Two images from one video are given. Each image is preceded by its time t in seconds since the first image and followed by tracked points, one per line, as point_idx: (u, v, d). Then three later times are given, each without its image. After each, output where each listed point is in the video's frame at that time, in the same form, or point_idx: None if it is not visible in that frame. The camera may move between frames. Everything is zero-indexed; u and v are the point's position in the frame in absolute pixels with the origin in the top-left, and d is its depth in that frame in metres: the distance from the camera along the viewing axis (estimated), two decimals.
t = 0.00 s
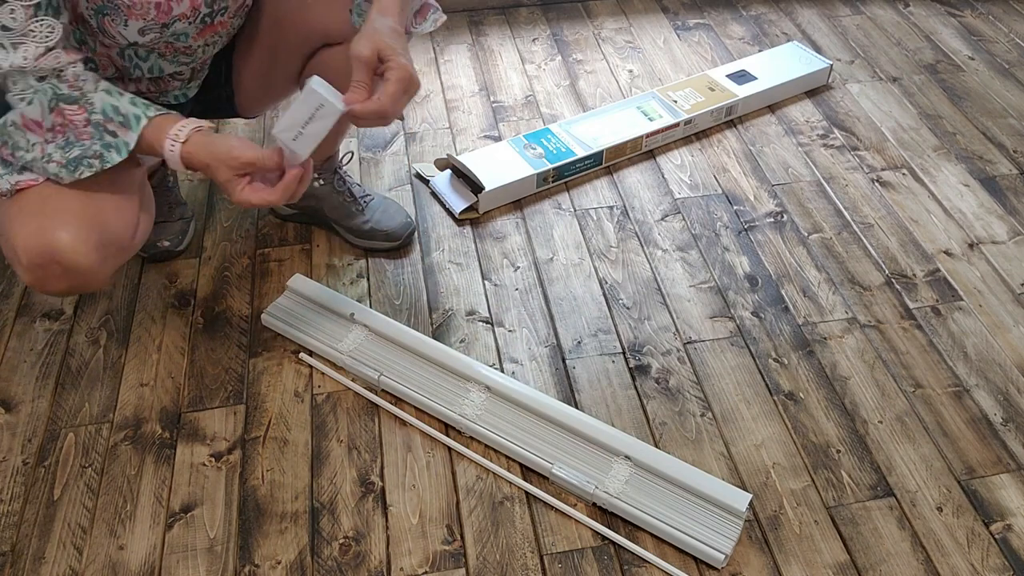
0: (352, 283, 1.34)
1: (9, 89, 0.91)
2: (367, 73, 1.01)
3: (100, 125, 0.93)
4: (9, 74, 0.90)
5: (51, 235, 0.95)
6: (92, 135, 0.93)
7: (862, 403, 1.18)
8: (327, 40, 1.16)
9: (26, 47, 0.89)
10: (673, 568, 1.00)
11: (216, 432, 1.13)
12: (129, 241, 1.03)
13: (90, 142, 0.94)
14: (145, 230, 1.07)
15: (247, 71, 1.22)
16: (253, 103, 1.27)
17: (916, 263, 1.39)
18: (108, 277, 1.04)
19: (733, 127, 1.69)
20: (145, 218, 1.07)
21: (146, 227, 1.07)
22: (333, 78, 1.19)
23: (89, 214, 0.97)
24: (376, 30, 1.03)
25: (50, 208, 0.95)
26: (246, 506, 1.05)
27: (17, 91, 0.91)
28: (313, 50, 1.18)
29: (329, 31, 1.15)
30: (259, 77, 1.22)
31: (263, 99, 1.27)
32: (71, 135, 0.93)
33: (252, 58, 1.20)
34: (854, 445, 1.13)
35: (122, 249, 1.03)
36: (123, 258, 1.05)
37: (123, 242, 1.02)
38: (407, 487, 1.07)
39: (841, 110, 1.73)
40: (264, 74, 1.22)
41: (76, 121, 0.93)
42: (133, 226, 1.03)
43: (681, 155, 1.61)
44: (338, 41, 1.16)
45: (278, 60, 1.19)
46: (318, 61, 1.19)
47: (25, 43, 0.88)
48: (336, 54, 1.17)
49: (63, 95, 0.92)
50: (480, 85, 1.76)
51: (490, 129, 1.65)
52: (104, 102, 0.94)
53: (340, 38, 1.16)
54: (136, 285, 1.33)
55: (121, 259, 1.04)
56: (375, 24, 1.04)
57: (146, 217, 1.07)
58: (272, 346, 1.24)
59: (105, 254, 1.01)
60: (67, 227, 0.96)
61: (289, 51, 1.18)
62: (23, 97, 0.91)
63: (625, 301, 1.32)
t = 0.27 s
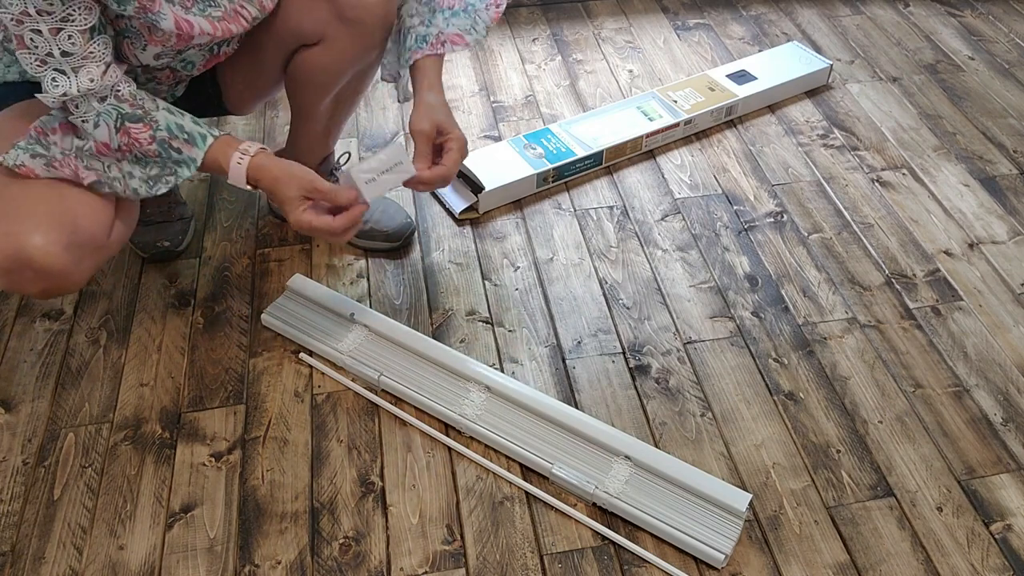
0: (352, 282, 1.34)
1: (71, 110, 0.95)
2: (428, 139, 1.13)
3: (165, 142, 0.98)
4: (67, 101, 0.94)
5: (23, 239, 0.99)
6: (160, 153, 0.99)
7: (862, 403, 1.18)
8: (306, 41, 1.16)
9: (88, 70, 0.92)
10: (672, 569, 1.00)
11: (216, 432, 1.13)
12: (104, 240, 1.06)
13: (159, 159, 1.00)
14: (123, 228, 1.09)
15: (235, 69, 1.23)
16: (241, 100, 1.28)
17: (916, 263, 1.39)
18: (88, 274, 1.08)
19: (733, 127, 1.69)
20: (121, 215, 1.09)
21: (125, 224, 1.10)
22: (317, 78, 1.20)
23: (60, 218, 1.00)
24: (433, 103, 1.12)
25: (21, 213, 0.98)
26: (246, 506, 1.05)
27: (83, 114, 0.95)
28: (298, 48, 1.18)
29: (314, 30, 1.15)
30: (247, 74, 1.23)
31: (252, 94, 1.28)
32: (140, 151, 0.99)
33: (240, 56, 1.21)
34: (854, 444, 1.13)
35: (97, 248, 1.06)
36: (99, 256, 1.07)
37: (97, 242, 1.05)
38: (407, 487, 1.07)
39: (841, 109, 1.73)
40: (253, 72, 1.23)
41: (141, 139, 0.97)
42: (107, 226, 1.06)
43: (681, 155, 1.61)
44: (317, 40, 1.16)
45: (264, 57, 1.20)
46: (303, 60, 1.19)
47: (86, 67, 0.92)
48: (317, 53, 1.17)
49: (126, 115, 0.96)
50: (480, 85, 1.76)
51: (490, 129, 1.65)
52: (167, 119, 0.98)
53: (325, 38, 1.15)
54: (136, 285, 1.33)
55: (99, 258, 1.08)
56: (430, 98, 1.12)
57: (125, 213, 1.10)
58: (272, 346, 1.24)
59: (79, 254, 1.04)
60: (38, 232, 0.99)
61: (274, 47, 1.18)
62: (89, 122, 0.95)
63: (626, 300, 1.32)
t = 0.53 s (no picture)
0: (352, 282, 1.34)
1: (145, 117, 1.00)
2: (425, 168, 1.17)
3: (233, 137, 1.05)
4: (143, 105, 0.99)
5: (7, 228, 0.98)
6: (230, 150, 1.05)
7: (862, 403, 1.18)
8: (303, 45, 1.19)
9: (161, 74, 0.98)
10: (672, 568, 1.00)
11: (216, 432, 1.13)
12: (90, 230, 1.07)
13: (232, 156, 1.05)
14: (109, 219, 1.10)
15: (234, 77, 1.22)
16: (241, 109, 1.27)
17: (916, 263, 1.39)
18: (72, 267, 1.08)
19: (733, 127, 1.69)
20: (107, 207, 1.10)
21: (113, 215, 1.11)
22: (316, 82, 1.21)
23: (43, 207, 1.01)
24: (411, 140, 1.20)
25: (5, 202, 0.99)
26: (246, 506, 1.05)
27: (159, 121, 1.00)
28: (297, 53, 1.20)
29: (313, 33, 1.16)
30: (247, 80, 1.23)
31: (251, 100, 1.27)
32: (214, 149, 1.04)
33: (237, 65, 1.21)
34: (854, 444, 1.13)
35: (81, 237, 1.06)
36: (84, 246, 1.07)
37: (82, 232, 1.06)
38: (407, 487, 1.07)
39: (841, 109, 1.73)
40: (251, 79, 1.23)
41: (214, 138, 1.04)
42: (92, 216, 1.06)
43: (680, 155, 1.61)
44: (315, 45, 1.18)
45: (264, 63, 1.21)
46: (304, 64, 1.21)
47: (159, 70, 0.98)
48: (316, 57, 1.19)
49: (195, 116, 1.03)
50: (480, 85, 1.76)
51: (490, 129, 1.65)
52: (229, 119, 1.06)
53: (324, 40, 1.17)
54: (136, 285, 1.33)
55: (86, 249, 1.08)
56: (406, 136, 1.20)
57: (112, 204, 1.11)
58: (272, 346, 1.24)
59: (64, 242, 1.04)
60: (22, 220, 0.99)
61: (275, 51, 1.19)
62: (167, 128, 1.01)
63: (626, 300, 1.32)
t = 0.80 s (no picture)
0: (352, 282, 1.34)
1: (144, 118, 1.00)
2: (430, 171, 1.18)
3: (232, 141, 1.05)
4: (142, 105, 0.98)
5: (7, 227, 0.99)
6: (229, 153, 1.05)
7: (862, 403, 1.18)
8: (303, 45, 1.18)
9: (161, 74, 0.98)
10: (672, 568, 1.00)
11: (216, 432, 1.13)
12: (90, 229, 1.07)
13: (230, 160, 1.05)
14: (111, 218, 1.10)
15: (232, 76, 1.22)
16: (239, 108, 1.27)
17: (916, 263, 1.39)
18: (71, 266, 1.08)
19: (733, 127, 1.69)
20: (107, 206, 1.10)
21: (114, 213, 1.11)
22: (315, 82, 1.21)
23: (43, 206, 1.01)
24: (413, 143, 1.20)
25: (5, 201, 0.99)
26: (246, 506, 1.05)
27: (157, 122, 1.00)
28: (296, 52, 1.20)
29: (313, 32, 1.16)
30: (245, 79, 1.22)
31: (251, 100, 1.27)
32: (211, 151, 1.04)
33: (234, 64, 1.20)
34: (854, 444, 1.13)
35: (80, 236, 1.06)
36: (84, 245, 1.08)
37: (82, 231, 1.06)
38: (407, 487, 1.07)
39: (841, 109, 1.73)
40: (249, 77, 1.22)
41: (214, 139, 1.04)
42: (92, 215, 1.06)
43: (681, 155, 1.61)
44: (314, 44, 1.18)
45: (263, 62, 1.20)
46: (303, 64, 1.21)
47: (158, 70, 0.97)
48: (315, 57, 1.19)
49: (194, 120, 1.02)
50: (480, 85, 1.76)
51: (490, 129, 1.65)
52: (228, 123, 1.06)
53: (324, 40, 1.17)
54: (136, 285, 1.33)
55: (86, 248, 1.08)
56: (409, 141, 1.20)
57: (112, 201, 1.11)
58: (272, 346, 1.24)
59: (64, 242, 1.04)
60: (22, 220, 0.99)
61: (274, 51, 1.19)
62: (166, 131, 1.01)
63: (626, 300, 1.32)
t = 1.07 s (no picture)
0: (352, 282, 1.34)
1: (139, 115, 1.00)
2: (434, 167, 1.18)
3: (231, 138, 1.05)
4: (134, 102, 0.98)
5: (7, 227, 0.99)
6: (227, 149, 1.05)
7: (862, 403, 1.18)
8: (304, 45, 1.18)
9: (156, 72, 0.97)
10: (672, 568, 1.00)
11: (216, 432, 1.13)
12: (89, 229, 1.07)
13: (228, 155, 1.05)
14: (111, 216, 1.11)
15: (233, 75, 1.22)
16: (239, 108, 1.27)
17: (916, 263, 1.39)
18: (70, 266, 1.08)
19: (733, 127, 1.69)
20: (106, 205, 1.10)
21: (112, 212, 1.11)
22: (316, 82, 1.21)
23: (43, 207, 1.01)
24: (415, 141, 1.20)
25: (5, 202, 0.99)
26: (246, 507, 1.05)
27: (151, 119, 1.00)
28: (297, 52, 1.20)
29: (314, 31, 1.16)
30: (246, 78, 1.23)
31: (251, 100, 1.27)
32: (209, 147, 1.04)
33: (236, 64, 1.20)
34: (854, 444, 1.13)
35: (81, 236, 1.06)
36: (84, 245, 1.08)
37: (82, 231, 1.06)
38: (407, 487, 1.07)
39: (841, 109, 1.73)
40: (251, 76, 1.22)
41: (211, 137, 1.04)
42: (92, 214, 1.07)
43: (680, 155, 1.61)
44: (315, 44, 1.18)
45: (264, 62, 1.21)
46: (303, 64, 1.21)
47: (153, 69, 0.97)
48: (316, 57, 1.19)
49: (191, 116, 1.03)
50: (480, 85, 1.76)
51: (490, 129, 1.65)
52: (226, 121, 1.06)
53: (325, 39, 1.17)
54: (136, 285, 1.33)
55: (86, 247, 1.09)
56: (411, 139, 1.20)
57: (112, 200, 1.11)
58: (272, 346, 1.24)
59: (64, 242, 1.04)
60: (22, 220, 1.00)
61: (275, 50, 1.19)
62: (162, 128, 1.01)
63: (626, 300, 1.32)
